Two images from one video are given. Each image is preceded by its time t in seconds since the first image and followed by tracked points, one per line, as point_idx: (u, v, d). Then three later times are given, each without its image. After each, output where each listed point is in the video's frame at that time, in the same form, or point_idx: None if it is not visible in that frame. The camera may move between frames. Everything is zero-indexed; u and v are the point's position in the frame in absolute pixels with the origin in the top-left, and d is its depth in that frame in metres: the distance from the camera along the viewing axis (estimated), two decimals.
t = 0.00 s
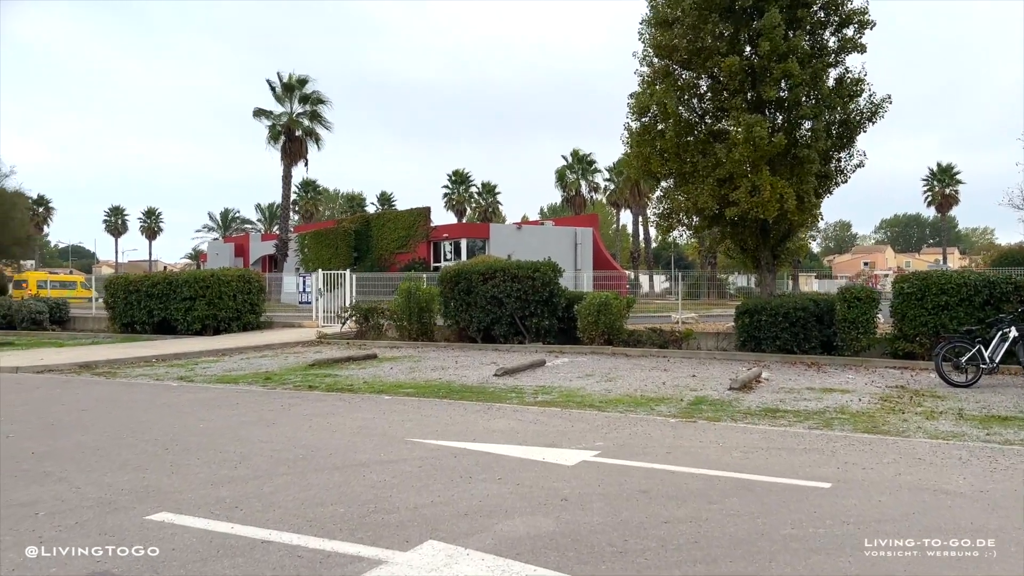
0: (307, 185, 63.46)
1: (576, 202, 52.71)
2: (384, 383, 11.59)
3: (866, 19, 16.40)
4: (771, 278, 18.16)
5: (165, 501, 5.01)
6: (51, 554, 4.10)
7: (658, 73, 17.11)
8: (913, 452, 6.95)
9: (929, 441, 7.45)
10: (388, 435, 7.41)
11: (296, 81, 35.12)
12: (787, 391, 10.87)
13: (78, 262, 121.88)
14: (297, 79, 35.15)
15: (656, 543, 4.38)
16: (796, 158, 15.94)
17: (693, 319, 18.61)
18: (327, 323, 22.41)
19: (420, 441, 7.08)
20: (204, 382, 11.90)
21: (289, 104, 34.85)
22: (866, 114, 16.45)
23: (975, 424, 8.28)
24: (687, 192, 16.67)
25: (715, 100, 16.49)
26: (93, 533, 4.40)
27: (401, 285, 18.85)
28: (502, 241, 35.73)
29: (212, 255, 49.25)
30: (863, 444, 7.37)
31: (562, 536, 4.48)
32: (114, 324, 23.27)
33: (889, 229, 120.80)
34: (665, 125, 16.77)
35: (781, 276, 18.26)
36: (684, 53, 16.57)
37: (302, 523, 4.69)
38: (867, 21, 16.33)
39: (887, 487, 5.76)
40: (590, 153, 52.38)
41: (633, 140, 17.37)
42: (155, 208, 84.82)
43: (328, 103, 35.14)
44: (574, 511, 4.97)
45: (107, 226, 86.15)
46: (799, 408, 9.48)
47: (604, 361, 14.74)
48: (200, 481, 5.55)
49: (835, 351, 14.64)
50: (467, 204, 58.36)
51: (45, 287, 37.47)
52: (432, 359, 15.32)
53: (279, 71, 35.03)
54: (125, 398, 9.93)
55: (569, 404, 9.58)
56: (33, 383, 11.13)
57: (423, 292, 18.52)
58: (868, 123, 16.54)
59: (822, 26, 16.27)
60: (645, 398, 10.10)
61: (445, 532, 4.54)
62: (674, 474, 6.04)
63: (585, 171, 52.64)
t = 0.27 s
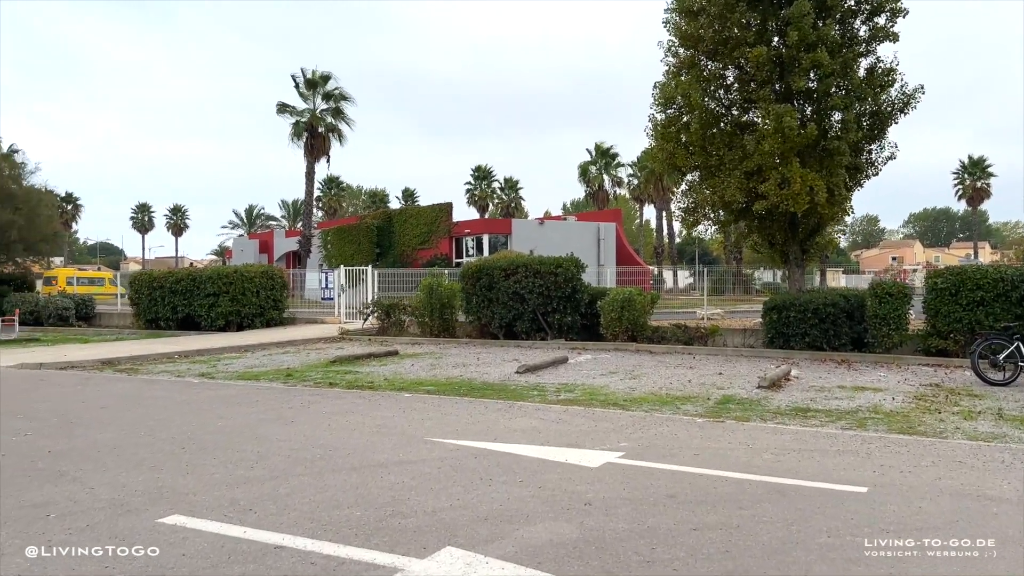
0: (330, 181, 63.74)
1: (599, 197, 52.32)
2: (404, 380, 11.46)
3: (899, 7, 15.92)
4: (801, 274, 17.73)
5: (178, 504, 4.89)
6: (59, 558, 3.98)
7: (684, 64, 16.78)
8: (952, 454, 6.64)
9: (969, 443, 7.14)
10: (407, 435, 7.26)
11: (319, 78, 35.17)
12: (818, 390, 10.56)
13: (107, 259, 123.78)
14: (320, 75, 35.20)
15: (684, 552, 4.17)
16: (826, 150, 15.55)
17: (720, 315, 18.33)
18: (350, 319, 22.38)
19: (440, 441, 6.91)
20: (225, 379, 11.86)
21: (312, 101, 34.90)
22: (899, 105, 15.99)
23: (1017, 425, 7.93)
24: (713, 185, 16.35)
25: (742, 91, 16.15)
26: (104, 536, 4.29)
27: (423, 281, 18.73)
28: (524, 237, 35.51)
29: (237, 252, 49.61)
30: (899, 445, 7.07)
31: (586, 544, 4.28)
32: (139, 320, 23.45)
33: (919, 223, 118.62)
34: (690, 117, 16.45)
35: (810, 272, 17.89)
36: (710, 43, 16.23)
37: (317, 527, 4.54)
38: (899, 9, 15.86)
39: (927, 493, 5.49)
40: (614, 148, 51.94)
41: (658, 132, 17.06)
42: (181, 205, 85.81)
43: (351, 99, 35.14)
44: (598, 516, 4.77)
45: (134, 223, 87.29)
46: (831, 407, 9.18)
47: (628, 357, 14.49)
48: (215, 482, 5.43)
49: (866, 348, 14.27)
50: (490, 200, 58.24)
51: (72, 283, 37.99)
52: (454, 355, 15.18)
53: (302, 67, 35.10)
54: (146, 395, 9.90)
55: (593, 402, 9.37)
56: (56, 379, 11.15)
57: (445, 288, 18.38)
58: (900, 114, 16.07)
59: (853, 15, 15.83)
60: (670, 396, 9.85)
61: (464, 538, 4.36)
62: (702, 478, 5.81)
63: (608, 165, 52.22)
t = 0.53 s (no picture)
0: (357, 177, 64.07)
1: (626, 191, 51.86)
2: (429, 377, 11.34)
3: None
4: (836, 269, 17.23)
5: (195, 505, 4.79)
6: (71, 561, 3.89)
7: (714, 54, 16.45)
8: (999, 457, 6.33)
9: (1016, 445, 6.81)
10: (430, 433, 7.11)
11: (345, 73, 35.24)
12: (853, 388, 10.23)
13: (139, 255, 126.02)
14: (346, 71, 35.27)
15: (718, 561, 3.96)
16: (860, 141, 15.12)
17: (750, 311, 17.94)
18: (375, 314, 22.36)
19: (464, 440, 6.76)
20: (250, 375, 11.84)
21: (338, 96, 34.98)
22: (937, 95, 15.48)
23: None
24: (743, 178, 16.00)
25: (774, 82, 15.79)
26: (119, 538, 4.19)
27: (448, 277, 18.62)
28: (550, 232, 35.25)
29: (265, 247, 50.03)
30: (942, 447, 6.77)
31: (614, 552, 4.09)
32: (167, 315, 23.66)
33: (953, 217, 116.08)
34: (721, 109, 16.12)
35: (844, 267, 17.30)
36: (741, 32, 15.87)
37: (336, 531, 4.40)
38: None
39: (975, 498, 5.21)
40: (641, 142, 51.44)
41: (688, 124, 16.74)
42: (210, 201, 86.83)
43: (377, 95, 35.16)
44: (628, 522, 4.57)
45: (166, 220, 88.55)
46: (868, 406, 8.87)
47: (656, 354, 14.24)
48: (235, 482, 5.33)
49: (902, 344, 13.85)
50: (515, 195, 58.06)
51: (103, 279, 38.54)
52: (478, 351, 15.03)
53: (329, 63, 35.20)
54: (170, 392, 9.89)
55: (621, 400, 9.15)
56: (83, 375, 11.20)
57: (470, 283, 18.24)
58: (938, 105, 15.57)
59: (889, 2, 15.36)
60: (700, 394, 9.61)
61: (487, 544, 4.20)
62: (736, 481, 5.58)
63: (635, 159, 51.73)
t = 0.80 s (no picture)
0: (385, 173, 64.27)
1: (656, 185, 51.26)
2: (456, 373, 11.17)
3: None
4: (874, 263, 16.65)
5: (216, 506, 4.66)
6: (87, 564, 3.78)
7: (749, 42, 16.05)
8: None
9: None
10: (457, 432, 6.93)
11: (373, 69, 35.25)
12: (895, 386, 9.84)
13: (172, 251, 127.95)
14: (375, 67, 35.27)
15: (761, 572, 3.72)
16: (901, 132, 14.63)
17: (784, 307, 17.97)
18: (403, 310, 22.30)
19: (492, 439, 6.57)
20: (277, 371, 11.79)
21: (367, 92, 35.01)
22: (981, 84, 14.92)
23: None
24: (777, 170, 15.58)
25: (811, 71, 15.38)
26: (136, 541, 4.08)
27: (476, 272, 18.45)
28: (579, 227, 34.94)
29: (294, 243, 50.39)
30: (994, 450, 6.41)
31: (650, 560, 3.87)
32: (198, 311, 23.84)
33: (993, 210, 113.13)
34: (755, 99, 15.69)
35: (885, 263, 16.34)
36: (777, 20, 15.45)
37: (360, 535, 4.24)
38: None
39: None
40: (671, 135, 50.81)
41: (721, 115, 16.32)
42: (242, 198, 87.81)
43: (405, 90, 35.12)
44: (664, 528, 4.34)
45: (198, 216, 89.77)
46: (912, 406, 8.51)
47: (688, 351, 13.94)
48: (257, 482, 5.20)
49: (944, 341, 13.33)
50: (544, 190, 57.74)
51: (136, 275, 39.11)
52: (506, 347, 14.85)
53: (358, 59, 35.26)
54: (197, 387, 9.85)
55: (653, 399, 8.90)
56: (112, 371, 11.24)
57: (498, 279, 18.04)
58: (982, 94, 15.01)
59: None
60: (736, 393, 9.31)
61: (515, 550, 4.00)
62: (776, 485, 5.32)
63: (665, 152, 51.09)
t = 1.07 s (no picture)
0: (415, 169, 64.38)
1: (688, 179, 50.60)
2: (484, 372, 11.01)
3: None
4: (916, 260, 16.03)
5: (237, 511, 4.54)
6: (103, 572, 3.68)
7: (787, 32, 15.60)
8: None
9: None
10: (485, 434, 6.76)
11: (402, 65, 35.21)
12: (939, 388, 9.42)
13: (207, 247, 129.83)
14: (404, 63, 35.23)
15: None
16: (943, 124, 14.11)
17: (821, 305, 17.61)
18: (431, 306, 22.20)
19: (521, 442, 6.38)
20: (305, 368, 11.75)
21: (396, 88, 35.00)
22: None
23: None
24: (813, 164, 15.11)
25: (850, 61, 14.94)
26: (153, 547, 3.98)
27: (505, 269, 18.26)
28: (609, 223, 34.57)
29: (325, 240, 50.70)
30: None
31: None
32: (229, 307, 24.01)
33: None
34: (793, 90, 15.26)
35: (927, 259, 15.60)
36: (815, 9, 15.00)
37: (383, 545, 4.07)
38: None
39: None
40: (703, 129, 50.05)
41: (757, 107, 15.91)
42: (273, 195, 88.69)
43: (434, 86, 35.04)
44: (702, 542, 4.12)
45: (232, 213, 90.92)
46: (959, 409, 8.11)
47: (721, 349, 13.60)
48: (280, 486, 5.08)
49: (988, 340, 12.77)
50: (573, 185, 57.33)
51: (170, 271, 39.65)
52: (536, 345, 14.65)
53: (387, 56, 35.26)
54: (224, 385, 9.83)
55: (687, 400, 8.63)
56: (142, 368, 11.28)
57: (527, 275, 17.83)
58: None
59: None
60: (773, 394, 9.00)
61: (544, 564, 3.81)
62: (821, 496, 5.04)
63: (697, 146, 50.39)
